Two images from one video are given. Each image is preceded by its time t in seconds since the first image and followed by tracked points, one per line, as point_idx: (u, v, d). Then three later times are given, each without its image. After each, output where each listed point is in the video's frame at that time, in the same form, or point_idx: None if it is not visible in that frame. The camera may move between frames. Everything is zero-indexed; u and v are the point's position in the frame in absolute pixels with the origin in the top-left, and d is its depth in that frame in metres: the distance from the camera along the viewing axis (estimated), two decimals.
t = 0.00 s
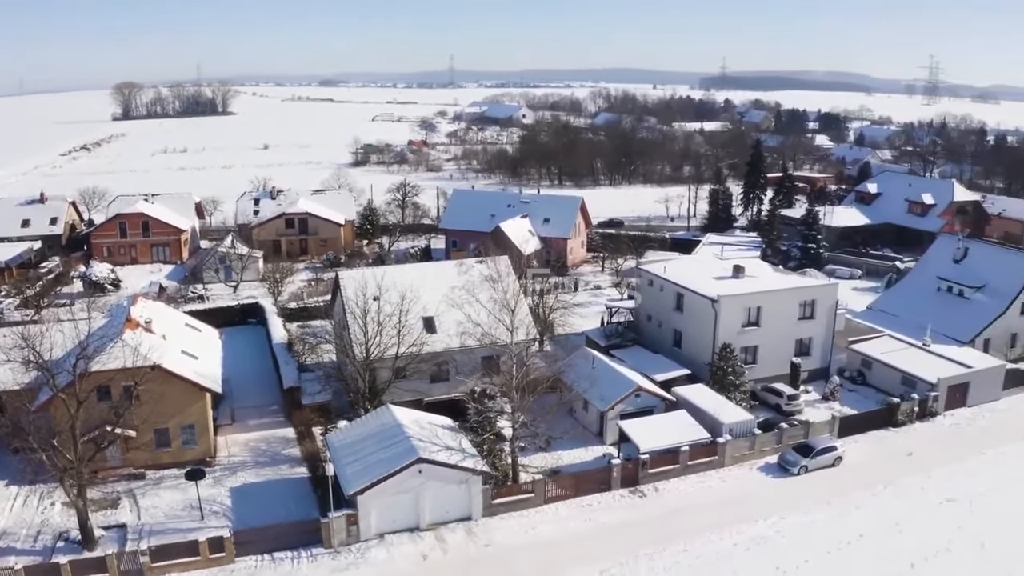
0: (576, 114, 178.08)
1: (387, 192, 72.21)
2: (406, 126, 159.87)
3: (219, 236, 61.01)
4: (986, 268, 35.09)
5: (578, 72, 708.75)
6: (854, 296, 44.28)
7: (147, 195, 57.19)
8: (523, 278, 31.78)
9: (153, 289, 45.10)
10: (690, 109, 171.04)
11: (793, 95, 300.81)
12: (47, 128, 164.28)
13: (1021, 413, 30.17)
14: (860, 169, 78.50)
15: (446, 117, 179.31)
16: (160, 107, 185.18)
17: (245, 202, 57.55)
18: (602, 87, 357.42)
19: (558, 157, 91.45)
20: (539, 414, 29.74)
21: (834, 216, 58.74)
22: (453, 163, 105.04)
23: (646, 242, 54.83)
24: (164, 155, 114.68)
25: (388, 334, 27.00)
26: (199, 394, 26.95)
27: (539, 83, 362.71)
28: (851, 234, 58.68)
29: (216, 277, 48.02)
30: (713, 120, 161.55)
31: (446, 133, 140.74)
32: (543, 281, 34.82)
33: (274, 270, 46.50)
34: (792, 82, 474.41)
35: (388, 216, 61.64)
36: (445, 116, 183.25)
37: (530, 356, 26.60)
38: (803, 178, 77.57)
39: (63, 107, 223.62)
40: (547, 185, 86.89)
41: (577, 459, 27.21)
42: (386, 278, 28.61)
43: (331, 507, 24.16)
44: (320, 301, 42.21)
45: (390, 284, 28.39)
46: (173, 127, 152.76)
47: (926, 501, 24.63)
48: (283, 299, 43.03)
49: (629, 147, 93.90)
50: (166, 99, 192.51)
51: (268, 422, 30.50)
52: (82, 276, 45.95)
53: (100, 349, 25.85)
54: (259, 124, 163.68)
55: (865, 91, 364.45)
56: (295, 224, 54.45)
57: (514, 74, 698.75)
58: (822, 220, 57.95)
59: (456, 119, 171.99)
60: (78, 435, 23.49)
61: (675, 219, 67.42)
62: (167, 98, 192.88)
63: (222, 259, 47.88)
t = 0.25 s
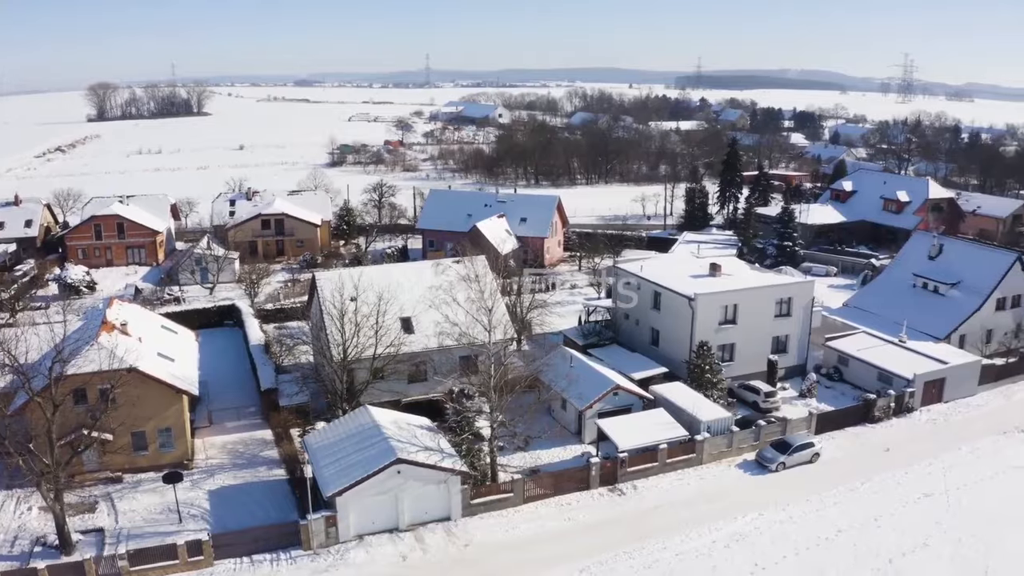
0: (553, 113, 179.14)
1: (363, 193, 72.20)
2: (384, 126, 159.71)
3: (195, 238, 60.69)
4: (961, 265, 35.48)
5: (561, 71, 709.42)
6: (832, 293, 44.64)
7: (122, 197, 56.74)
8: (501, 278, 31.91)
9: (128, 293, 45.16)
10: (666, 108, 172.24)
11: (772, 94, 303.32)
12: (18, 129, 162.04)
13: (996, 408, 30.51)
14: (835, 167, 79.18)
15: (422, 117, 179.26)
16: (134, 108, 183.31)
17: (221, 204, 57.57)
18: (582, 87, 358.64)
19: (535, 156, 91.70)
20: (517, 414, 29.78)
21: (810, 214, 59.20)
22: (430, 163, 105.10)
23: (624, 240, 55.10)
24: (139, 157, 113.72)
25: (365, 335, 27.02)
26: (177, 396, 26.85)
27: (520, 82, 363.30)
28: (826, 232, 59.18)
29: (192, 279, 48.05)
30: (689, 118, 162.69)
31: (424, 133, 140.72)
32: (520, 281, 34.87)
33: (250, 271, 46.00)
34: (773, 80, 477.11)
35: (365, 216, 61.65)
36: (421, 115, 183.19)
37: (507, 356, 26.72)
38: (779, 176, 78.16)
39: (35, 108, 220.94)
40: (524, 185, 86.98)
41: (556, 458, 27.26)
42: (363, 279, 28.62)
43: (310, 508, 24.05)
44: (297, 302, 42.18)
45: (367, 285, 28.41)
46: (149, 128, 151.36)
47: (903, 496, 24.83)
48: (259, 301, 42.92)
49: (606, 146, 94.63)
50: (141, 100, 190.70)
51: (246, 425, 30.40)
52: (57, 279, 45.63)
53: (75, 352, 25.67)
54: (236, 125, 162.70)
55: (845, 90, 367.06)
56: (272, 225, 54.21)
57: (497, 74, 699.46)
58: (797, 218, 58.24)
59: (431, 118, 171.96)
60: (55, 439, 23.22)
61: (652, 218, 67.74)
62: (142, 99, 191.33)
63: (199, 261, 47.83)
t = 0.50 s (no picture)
0: (533, 113, 179.90)
1: (342, 194, 72.16)
2: (364, 126, 159.48)
3: (174, 240, 60.40)
4: (939, 262, 35.80)
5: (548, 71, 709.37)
6: (812, 291, 44.94)
7: (100, 199, 56.33)
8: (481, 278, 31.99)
9: (107, 296, 45.10)
10: (646, 108, 173.15)
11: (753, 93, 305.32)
12: None
13: (975, 404, 30.79)
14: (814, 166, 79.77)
15: (401, 118, 179.21)
16: (111, 109, 181.67)
17: (201, 206, 57.49)
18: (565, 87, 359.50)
19: (515, 157, 91.86)
20: (498, 414, 29.82)
21: (789, 213, 59.60)
22: (411, 163, 105.10)
23: (603, 240, 55.55)
24: (118, 159, 112.86)
25: (346, 336, 27.03)
26: (157, 399, 26.75)
27: (503, 83, 363.69)
28: (806, 231, 59.48)
29: (171, 281, 47.96)
30: (668, 118, 163.56)
31: (403, 133, 140.58)
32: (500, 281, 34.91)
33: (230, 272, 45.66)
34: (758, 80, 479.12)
35: (345, 217, 61.69)
36: (401, 116, 183.17)
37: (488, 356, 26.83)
38: (758, 175, 78.59)
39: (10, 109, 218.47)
40: (504, 185, 87.05)
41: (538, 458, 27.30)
42: (343, 280, 28.64)
43: (292, 510, 23.94)
44: (277, 303, 42.22)
45: (348, 286, 28.43)
46: (127, 130, 150.10)
47: (884, 492, 25.00)
48: (239, 302, 42.85)
49: (586, 146, 95.20)
50: (119, 102, 189.20)
51: (227, 427, 30.33)
52: (35, 281, 45.39)
53: (55, 355, 25.49)
54: (216, 126, 161.79)
55: (827, 89, 369.82)
56: (252, 227, 54.02)
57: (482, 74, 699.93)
58: (777, 217, 58.48)
59: (409, 119, 171.78)
60: (35, 442, 22.95)
61: (632, 217, 68.06)
62: (120, 101, 189.98)
63: (178, 263, 47.68)
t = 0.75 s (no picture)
0: (510, 113, 180.59)
1: (319, 195, 72.07)
2: (340, 127, 159.07)
3: (150, 241, 60.05)
4: (914, 259, 36.15)
5: (532, 71, 709.34)
6: (789, 289, 45.27)
7: (74, 201, 55.87)
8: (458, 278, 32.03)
9: (83, 300, 44.98)
10: (622, 108, 174.06)
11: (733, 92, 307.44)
12: None
13: (951, 400, 31.10)
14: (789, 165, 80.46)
15: (378, 118, 179.03)
16: (85, 110, 179.87)
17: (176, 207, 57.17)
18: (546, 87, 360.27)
19: (491, 156, 91.98)
20: (476, 414, 29.85)
21: (765, 211, 59.78)
22: (387, 163, 105.04)
23: (580, 239, 55.75)
24: (92, 161, 111.80)
25: (323, 337, 27.02)
26: (134, 402, 26.64)
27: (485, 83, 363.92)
28: (782, 229, 59.83)
29: (147, 283, 47.73)
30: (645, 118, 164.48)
31: (380, 133, 140.34)
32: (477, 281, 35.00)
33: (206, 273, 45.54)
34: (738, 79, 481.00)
35: (321, 218, 61.67)
36: (378, 116, 183.05)
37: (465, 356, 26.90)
38: (734, 174, 79.03)
39: None
40: (481, 185, 87.09)
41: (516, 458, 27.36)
42: (320, 281, 28.62)
43: (270, 513, 23.84)
44: (254, 305, 42.07)
45: (324, 287, 28.42)
46: (102, 131, 148.60)
47: (862, 488, 25.18)
48: (215, 304, 42.73)
49: (562, 145, 95.64)
50: (93, 103, 187.38)
51: (204, 430, 30.26)
52: (10, 284, 45.08)
53: (30, 359, 25.28)
54: (192, 127, 160.73)
55: (807, 88, 372.57)
56: (228, 228, 53.78)
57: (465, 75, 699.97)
58: (753, 215, 58.68)
59: (385, 120, 171.29)
60: (12, 446, 22.68)
61: (609, 217, 68.42)
62: (95, 102, 188.24)
63: (154, 265, 47.46)
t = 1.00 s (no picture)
0: (490, 113, 181.13)
1: (298, 196, 71.96)
2: (321, 128, 158.54)
3: (129, 244, 59.76)
4: (894, 257, 36.48)
5: (487, 72, 714.74)
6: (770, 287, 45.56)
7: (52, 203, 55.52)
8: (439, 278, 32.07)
9: (62, 302, 44.81)
10: (603, 108, 174.81)
11: (715, 91, 309.16)
12: None
13: (931, 396, 31.36)
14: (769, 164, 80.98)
15: (360, 119, 178.82)
16: (63, 112, 178.35)
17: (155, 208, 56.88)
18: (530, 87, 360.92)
19: (471, 157, 92.03)
20: (458, 414, 29.89)
21: (745, 210, 60.05)
22: (368, 163, 104.98)
23: (561, 239, 55.93)
24: (70, 163, 110.89)
25: (304, 338, 27.00)
26: (114, 405, 26.52)
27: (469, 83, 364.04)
28: (762, 228, 60.07)
29: (127, 285, 47.29)
30: (625, 117, 165.10)
31: (360, 134, 140.08)
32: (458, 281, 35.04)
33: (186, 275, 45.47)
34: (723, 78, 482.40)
35: (301, 219, 61.63)
36: (359, 117, 182.86)
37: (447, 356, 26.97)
38: (714, 173, 79.51)
39: None
40: (461, 185, 87.10)
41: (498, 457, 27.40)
42: (300, 282, 28.61)
43: (252, 514, 23.76)
44: (234, 306, 41.93)
45: (305, 288, 28.41)
46: (80, 133, 147.37)
47: (843, 485, 25.34)
48: (195, 306, 42.62)
49: (542, 145, 95.94)
50: (71, 104, 185.82)
51: (185, 432, 30.18)
52: None
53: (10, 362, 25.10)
54: (171, 128, 159.80)
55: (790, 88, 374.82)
56: (207, 229, 53.69)
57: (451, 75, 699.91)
58: (732, 214, 58.87)
59: (365, 120, 170.95)
60: None
61: (590, 216, 68.68)
62: (73, 104, 186.77)
63: (133, 267, 47.27)
